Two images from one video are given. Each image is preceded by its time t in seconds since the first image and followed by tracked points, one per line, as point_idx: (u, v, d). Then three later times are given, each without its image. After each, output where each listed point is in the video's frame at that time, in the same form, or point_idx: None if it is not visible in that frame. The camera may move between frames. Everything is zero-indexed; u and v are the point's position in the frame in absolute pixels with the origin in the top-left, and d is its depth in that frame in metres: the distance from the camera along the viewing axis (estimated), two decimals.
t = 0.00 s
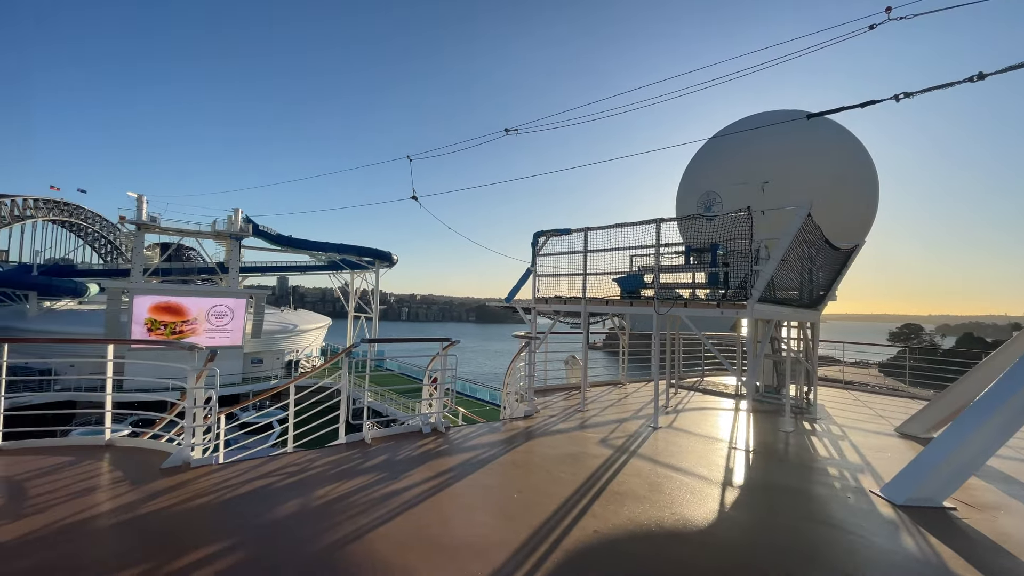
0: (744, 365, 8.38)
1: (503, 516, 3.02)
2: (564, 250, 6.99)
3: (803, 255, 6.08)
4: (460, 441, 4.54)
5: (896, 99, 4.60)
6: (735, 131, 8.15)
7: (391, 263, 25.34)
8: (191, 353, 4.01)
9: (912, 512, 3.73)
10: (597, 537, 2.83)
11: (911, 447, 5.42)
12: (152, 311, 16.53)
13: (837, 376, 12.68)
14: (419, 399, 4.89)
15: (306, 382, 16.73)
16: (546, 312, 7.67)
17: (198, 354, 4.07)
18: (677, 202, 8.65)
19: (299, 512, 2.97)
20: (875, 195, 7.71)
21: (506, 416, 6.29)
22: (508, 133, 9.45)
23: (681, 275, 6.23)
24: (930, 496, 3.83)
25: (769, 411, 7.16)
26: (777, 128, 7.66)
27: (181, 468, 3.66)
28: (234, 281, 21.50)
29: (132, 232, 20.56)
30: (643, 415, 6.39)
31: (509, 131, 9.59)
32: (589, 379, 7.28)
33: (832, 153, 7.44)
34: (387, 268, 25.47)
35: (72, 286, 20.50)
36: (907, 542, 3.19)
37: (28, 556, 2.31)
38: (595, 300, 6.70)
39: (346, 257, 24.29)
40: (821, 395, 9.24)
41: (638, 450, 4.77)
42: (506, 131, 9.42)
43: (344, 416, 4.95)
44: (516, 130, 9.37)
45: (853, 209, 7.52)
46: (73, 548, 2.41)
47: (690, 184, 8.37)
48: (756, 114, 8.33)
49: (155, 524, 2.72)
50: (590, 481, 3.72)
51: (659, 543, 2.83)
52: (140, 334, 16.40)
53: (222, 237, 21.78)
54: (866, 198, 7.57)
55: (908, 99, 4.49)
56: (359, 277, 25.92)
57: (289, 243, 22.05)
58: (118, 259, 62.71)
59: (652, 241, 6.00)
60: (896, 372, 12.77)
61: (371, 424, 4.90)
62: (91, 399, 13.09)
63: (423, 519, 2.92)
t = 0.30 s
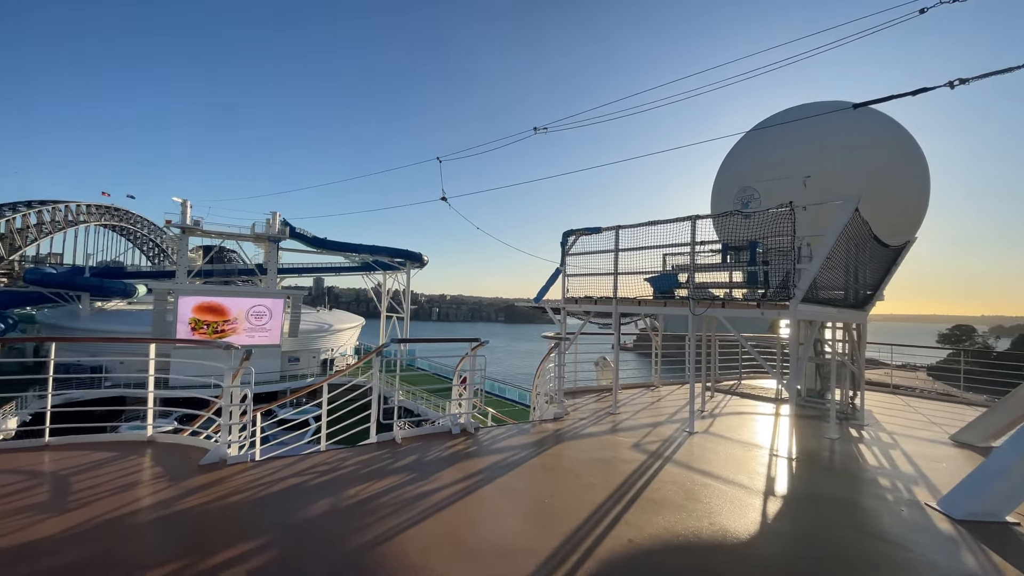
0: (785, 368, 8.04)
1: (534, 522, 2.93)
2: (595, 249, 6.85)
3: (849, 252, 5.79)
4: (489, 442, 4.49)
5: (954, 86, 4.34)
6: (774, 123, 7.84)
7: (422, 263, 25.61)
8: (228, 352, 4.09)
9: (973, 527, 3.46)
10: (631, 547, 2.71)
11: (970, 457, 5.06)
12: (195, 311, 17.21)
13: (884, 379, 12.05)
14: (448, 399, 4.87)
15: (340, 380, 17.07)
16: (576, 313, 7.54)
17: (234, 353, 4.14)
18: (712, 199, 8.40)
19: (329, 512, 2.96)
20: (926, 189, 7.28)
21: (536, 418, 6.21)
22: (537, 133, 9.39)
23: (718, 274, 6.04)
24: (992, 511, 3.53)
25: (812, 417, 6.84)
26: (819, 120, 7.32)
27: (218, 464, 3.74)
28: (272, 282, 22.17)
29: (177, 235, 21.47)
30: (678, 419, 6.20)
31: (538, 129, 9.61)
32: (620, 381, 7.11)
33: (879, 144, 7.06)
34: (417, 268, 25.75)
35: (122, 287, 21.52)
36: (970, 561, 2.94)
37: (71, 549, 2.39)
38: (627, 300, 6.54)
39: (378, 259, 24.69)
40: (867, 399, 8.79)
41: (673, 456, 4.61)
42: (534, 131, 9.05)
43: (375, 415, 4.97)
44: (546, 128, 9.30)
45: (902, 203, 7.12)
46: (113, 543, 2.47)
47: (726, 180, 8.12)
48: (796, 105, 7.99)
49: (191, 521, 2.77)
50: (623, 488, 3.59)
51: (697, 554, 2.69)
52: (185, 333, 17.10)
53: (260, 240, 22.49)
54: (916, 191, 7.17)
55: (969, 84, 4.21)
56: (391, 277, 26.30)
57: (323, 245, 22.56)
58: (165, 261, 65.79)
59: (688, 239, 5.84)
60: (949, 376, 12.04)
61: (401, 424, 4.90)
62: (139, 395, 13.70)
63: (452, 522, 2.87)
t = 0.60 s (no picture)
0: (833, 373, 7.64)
1: (568, 530, 2.85)
2: (629, 248, 6.68)
3: (904, 248, 5.43)
4: (522, 446, 4.41)
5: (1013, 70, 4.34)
6: (819, 115, 7.49)
7: (455, 265, 25.79)
8: (266, 352, 4.17)
9: None
10: (670, 560, 2.59)
11: None
12: (240, 312, 17.89)
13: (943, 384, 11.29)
14: (480, 401, 4.82)
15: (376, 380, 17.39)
16: (611, 314, 7.37)
17: (272, 354, 4.21)
18: (753, 196, 8.08)
19: (363, 512, 2.96)
20: (988, 181, 6.78)
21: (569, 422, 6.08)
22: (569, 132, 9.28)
23: (761, 275, 5.77)
24: None
25: (864, 424, 6.45)
26: (868, 110, 6.94)
27: (257, 463, 3.81)
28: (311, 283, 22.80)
29: (223, 239, 22.39)
30: (718, 425, 5.96)
31: (570, 128, 9.51)
32: (657, 385, 6.90)
33: (935, 134, 6.62)
34: (450, 270, 25.98)
35: (173, 289, 22.59)
36: None
37: (117, 545, 2.46)
38: (663, 301, 6.33)
39: (413, 261, 25.06)
40: (925, 406, 8.24)
41: (713, 464, 4.42)
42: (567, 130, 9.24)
43: (408, 416, 4.98)
44: (578, 126, 9.17)
45: (961, 197, 6.65)
46: (155, 540, 2.53)
47: (768, 176, 7.79)
48: (842, 96, 7.61)
49: (229, 519, 2.82)
50: (661, 496, 3.46)
51: (741, 570, 2.54)
52: (231, 333, 17.79)
53: (300, 243, 23.19)
54: (977, 185, 6.68)
55: None
56: (425, 279, 26.63)
57: (360, 247, 23.07)
58: (212, 264, 68.89)
59: (728, 237, 5.60)
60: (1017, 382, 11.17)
61: (434, 425, 4.89)
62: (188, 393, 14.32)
63: (485, 528, 2.81)
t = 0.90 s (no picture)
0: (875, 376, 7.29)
1: (598, 537, 2.78)
2: (658, 248, 6.54)
3: (952, 246, 5.13)
4: (550, 449, 4.35)
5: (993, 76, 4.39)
6: (858, 108, 7.18)
7: (482, 266, 25.89)
8: (296, 353, 4.23)
9: None
10: (705, 571, 2.49)
11: None
12: (275, 313, 18.42)
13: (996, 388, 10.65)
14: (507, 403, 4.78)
15: (406, 380, 17.61)
16: (640, 315, 7.21)
17: (303, 355, 4.28)
18: (788, 193, 7.81)
19: (391, 514, 2.96)
20: None
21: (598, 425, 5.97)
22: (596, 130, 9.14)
23: (797, 274, 5.57)
24: None
25: (908, 430, 6.13)
26: (911, 101, 6.61)
27: (289, 462, 3.87)
28: (342, 285, 23.27)
29: (258, 243, 23.11)
30: (753, 430, 5.76)
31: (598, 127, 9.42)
32: (689, 388, 6.72)
33: (984, 125, 6.26)
34: (477, 271, 26.09)
35: (212, 291, 23.43)
36: None
37: (155, 542, 2.53)
38: (696, 301, 6.12)
39: (440, 262, 25.29)
40: (976, 412, 7.77)
41: (748, 471, 4.27)
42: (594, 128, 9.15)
43: (436, 417, 4.99)
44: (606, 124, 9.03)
45: (1014, 191, 6.26)
46: (190, 538, 2.59)
47: (803, 172, 7.51)
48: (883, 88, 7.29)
49: (260, 518, 2.86)
50: (694, 504, 3.34)
51: None
52: (266, 334, 18.33)
53: (332, 246, 23.71)
54: None
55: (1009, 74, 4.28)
56: (452, 280, 26.83)
57: (389, 250, 23.42)
58: (250, 266, 71.30)
59: (764, 235, 5.41)
60: None
61: (461, 426, 4.88)
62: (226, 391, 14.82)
63: (513, 534, 2.77)
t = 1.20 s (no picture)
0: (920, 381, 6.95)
1: (631, 546, 2.70)
2: (688, 247, 6.39)
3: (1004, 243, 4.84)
4: (579, 453, 4.28)
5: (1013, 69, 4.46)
6: (898, 100, 6.88)
7: (506, 268, 25.90)
8: (327, 355, 4.28)
9: None
10: None
11: None
12: (306, 315, 18.85)
13: None
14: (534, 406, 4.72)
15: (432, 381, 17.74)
16: (669, 317, 7.06)
17: (333, 356, 4.32)
18: (824, 191, 7.54)
19: (419, 516, 2.95)
20: None
21: (627, 429, 5.86)
22: (622, 128, 8.97)
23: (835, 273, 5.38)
24: None
25: (956, 437, 5.82)
26: (957, 91, 6.28)
27: (320, 462, 3.92)
28: (370, 287, 23.63)
29: (289, 247, 23.69)
30: (789, 436, 5.55)
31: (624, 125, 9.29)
32: (721, 391, 6.54)
33: None
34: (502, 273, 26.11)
35: (246, 294, 24.13)
36: None
37: (192, 540, 2.59)
38: (728, 303, 5.96)
39: (465, 264, 25.40)
40: None
41: (786, 478, 4.10)
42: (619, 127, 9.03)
43: (463, 419, 4.97)
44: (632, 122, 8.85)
45: None
46: (224, 537, 2.64)
47: (840, 168, 7.23)
48: (925, 79, 6.96)
49: (292, 519, 2.90)
50: (730, 513, 3.23)
51: None
52: (297, 335, 18.76)
53: (359, 249, 24.12)
54: None
55: None
56: (477, 282, 26.93)
57: (414, 252, 23.67)
58: (281, 269, 73.29)
59: (801, 233, 5.21)
60: None
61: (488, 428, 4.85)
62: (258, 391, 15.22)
63: (543, 540, 2.72)
